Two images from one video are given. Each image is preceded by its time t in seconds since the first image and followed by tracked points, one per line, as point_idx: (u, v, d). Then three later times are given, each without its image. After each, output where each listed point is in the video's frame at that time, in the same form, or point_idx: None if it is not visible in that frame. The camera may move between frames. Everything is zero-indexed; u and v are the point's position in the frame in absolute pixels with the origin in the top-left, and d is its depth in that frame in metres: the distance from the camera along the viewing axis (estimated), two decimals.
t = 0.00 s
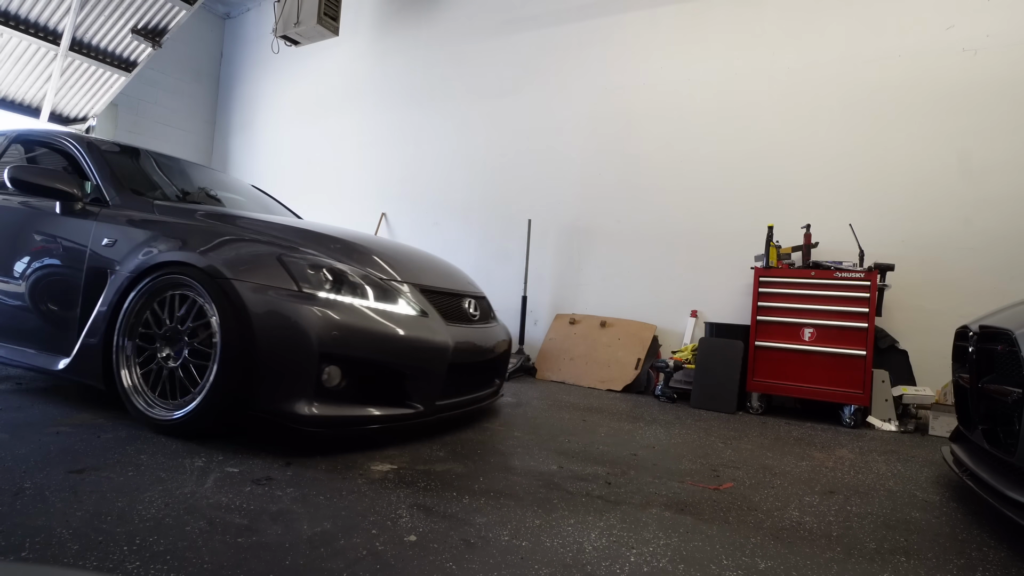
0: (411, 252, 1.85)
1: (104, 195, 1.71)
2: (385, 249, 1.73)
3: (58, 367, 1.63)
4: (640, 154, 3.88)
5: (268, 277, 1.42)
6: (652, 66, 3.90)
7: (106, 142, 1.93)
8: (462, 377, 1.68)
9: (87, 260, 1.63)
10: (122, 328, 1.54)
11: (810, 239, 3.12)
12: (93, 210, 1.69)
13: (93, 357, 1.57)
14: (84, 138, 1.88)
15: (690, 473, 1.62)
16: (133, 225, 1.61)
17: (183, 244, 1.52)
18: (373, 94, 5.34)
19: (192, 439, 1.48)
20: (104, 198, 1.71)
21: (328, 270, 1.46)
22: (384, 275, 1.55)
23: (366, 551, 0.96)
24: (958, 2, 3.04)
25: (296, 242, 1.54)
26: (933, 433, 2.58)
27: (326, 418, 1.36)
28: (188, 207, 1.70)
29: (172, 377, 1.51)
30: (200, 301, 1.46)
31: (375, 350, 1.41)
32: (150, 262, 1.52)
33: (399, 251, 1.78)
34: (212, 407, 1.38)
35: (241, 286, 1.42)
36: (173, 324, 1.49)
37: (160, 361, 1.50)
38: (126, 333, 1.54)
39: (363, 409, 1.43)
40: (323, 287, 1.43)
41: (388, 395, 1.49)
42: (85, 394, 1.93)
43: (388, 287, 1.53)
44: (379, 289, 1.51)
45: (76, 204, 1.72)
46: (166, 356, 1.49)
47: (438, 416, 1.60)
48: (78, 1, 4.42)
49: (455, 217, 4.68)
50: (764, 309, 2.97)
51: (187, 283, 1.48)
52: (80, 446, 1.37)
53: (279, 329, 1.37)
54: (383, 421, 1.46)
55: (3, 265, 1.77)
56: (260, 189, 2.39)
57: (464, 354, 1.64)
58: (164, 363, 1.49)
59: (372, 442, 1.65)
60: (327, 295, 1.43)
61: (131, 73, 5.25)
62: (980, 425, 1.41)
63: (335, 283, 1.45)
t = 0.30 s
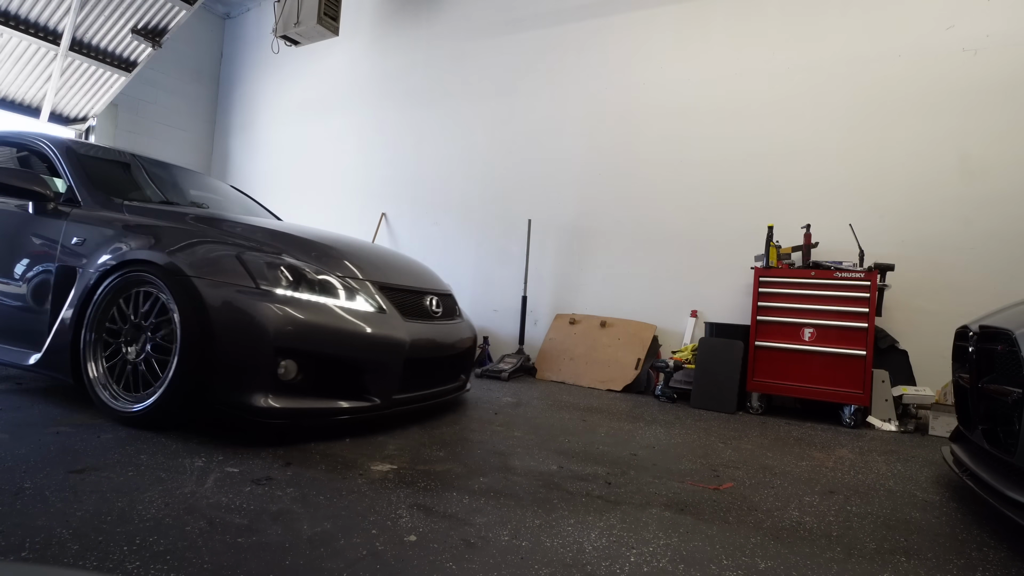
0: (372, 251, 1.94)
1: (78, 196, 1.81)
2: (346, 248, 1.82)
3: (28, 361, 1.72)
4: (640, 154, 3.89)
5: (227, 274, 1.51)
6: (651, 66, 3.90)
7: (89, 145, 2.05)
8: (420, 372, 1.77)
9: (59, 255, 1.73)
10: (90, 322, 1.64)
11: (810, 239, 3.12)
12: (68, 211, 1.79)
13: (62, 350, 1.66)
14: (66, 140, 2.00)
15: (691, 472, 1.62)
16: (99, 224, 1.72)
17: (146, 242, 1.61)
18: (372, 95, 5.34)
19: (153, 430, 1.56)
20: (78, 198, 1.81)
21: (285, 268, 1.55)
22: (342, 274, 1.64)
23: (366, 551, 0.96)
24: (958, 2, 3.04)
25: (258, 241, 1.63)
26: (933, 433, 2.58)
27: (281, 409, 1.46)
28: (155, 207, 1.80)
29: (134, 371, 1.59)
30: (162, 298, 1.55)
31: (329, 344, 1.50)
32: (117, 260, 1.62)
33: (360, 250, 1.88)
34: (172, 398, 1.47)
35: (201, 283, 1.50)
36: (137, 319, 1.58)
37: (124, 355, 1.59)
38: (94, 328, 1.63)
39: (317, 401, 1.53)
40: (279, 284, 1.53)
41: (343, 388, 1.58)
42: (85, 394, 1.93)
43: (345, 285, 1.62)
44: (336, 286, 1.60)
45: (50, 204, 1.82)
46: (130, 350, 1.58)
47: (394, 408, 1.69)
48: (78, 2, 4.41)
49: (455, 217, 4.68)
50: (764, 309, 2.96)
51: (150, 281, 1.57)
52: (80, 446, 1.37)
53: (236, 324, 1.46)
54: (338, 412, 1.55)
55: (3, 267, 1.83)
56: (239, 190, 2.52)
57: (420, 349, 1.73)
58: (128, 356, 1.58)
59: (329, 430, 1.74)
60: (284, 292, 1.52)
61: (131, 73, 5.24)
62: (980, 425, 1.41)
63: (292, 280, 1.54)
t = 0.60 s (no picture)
0: (341, 248, 1.99)
1: (52, 196, 1.91)
2: (314, 246, 1.87)
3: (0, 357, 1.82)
4: (640, 155, 3.89)
5: (189, 271, 1.56)
6: (650, 66, 3.91)
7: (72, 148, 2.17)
8: (384, 367, 1.82)
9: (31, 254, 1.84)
10: (60, 318, 1.70)
11: (810, 239, 3.12)
12: (42, 211, 1.89)
13: (36, 344, 1.74)
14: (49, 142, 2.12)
15: (691, 473, 1.62)
16: (71, 223, 1.80)
17: (116, 239, 1.68)
18: (372, 95, 5.34)
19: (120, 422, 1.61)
20: (52, 198, 1.91)
21: (246, 266, 1.60)
22: (304, 271, 1.69)
23: (366, 550, 0.96)
24: (958, 2, 3.04)
25: (223, 238, 1.68)
26: (933, 433, 2.58)
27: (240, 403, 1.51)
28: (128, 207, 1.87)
29: (100, 366, 1.64)
30: (127, 294, 1.61)
31: (289, 339, 1.55)
32: (87, 258, 1.68)
33: (329, 248, 1.92)
34: (136, 391, 1.53)
35: (163, 280, 1.55)
36: (104, 315, 1.64)
37: (92, 350, 1.65)
38: (63, 323, 1.70)
39: (277, 395, 1.58)
40: (241, 281, 1.57)
41: (304, 382, 1.63)
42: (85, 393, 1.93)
43: (308, 282, 1.67)
44: (299, 283, 1.65)
45: (26, 205, 1.93)
46: (97, 345, 1.64)
47: (356, 402, 1.73)
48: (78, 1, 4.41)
49: (455, 217, 4.68)
50: (764, 309, 2.96)
51: (116, 278, 1.63)
52: (80, 446, 1.37)
53: (196, 319, 1.51)
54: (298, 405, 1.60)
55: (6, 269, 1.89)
56: (218, 190, 2.63)
57: (383, 344, 1.77)
58: (95, 351, 1.64)
59: (295, 423, 1.80)
60: (245, 289, 1.57)
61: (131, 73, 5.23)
62: (980, 425, 1.41)
63: (253, 277, 1.59)
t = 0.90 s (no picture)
0: (309, 248, 2.06)
1: (29, 195, 2.01)
2: (282, 245, 1.94)
3: None
4: (639, 155, 3.89)
5: (156, 269, 1.63)
6: (650, 67, 3.91)
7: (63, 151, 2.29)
8: (349, 362, 1.89)
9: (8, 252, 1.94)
10: (34, 315, 1.78)
11: (810, 239, 3.11)
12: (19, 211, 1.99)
13: (10, 340, 1.81)
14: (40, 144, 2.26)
15: (691, 472, 1.62)
16: (44, 223, 1.89)
17: (88, 237, 1.76)
18: (372, 95, 5.34)
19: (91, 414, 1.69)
20: (28, 198, 2.01)
21: (213, 265, 1.67)
22: (271, 269, 1.76)
23: (366, 551, 0.96)
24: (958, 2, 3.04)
25: (191, 237, 1.75)
26: (933, 433, 2.58)
27: (204, 395, 1.58)
28: (101, 207, 1.95)
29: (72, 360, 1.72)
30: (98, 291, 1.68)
31: (253, 334, 1.62)
32: (59, 256, 1.76)
33: (297, 247, 1.99)
34: (106, 383, 1.60)
35: (131, 277, 1.62)
36: (75, 311, 1.72)
37: (64, 345, 1.73)
38: (38, 319, 1.78)
39: (240, 388, 1.65)
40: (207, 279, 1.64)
41: (269, 376, 1.70)
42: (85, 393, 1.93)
43: (275, 280, 1.74)
44: (265, 282, 1.72)
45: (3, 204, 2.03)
46: (69, 340, 1.72)
47: (320, 395, 1.81)
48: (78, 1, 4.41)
49: (455, 217, 4.67)
50: (764, 309, 2.96)
51: (87, 276, 1.71)
52: (79, 446, 1.37)
53: (162, 315, 1.57)
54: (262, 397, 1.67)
55: None
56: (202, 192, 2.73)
57: (347, 340, 1.84)
58: (67, 345, 1.72)
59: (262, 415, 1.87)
60: (212, 286, 1.63)
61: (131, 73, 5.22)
62: (980, 425, 1.41)
63: (219, 275, 1.66)
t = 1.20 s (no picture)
0: (282, 246, 2.10)
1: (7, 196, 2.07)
2: (255, 244, 1.98)
3: None
4: (639, 155, 3.89)
5: (126, 267, 1.67)
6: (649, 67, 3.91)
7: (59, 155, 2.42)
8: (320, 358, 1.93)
9: None
10: (10, 311, 1.83)
11: (810, 239, 3.11)
12: None
13: None
14: (34, 147, 2.36)
15: (691, 472, 1.62)
16: (19, 222, 1.94)
17: (61, 236, 1.81)
18: (372, 95, 5.34)
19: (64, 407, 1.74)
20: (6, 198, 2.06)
21: (182, 263, 1.71)
22: (240, 267, 1.80)
23: (366, 550, 0.96)
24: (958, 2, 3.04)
25: (161, 237, 1.79)
26: (933, 433, 2.58)
27: (172, 389, 1.62)
28: (77, 207, 2.02)
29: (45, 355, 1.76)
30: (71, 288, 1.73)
31: (221, 330, 1.66)
32: (35, 254, 1.81)
33: (269, 245, 2.03)
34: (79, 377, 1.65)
35: (101, 275, 1.66)
36: (49, 307, 1.77)
37: (38, 341, 1.77)
38: (14, 316, 1.83)
39: (210, 383, 1.69)
40: (176, 276, 1.68)
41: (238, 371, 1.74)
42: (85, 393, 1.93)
43: (243, 277, 1.77)
44: (234, 278, 1.76)
45: None
46: (43, 336, 1.76)
47: (291, 390, 1.84)
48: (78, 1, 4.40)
49: (455, 217, 4.67)
50: (764, 309, 2.96)
51: (60, 274, 1.76)
52: (79, 446, 1.37)
53: (131, 312, 1.62)
54: (232, 391, 1.71)
55: None
56: (188, 197, 2.80)
57: (317, 336, 1.87)
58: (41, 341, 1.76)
59: (235, 409, 1.92)
60: (181, 284, 1.67)
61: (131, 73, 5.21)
62: (980, 425, 1.41)
63: (188, 273, 1.70)
